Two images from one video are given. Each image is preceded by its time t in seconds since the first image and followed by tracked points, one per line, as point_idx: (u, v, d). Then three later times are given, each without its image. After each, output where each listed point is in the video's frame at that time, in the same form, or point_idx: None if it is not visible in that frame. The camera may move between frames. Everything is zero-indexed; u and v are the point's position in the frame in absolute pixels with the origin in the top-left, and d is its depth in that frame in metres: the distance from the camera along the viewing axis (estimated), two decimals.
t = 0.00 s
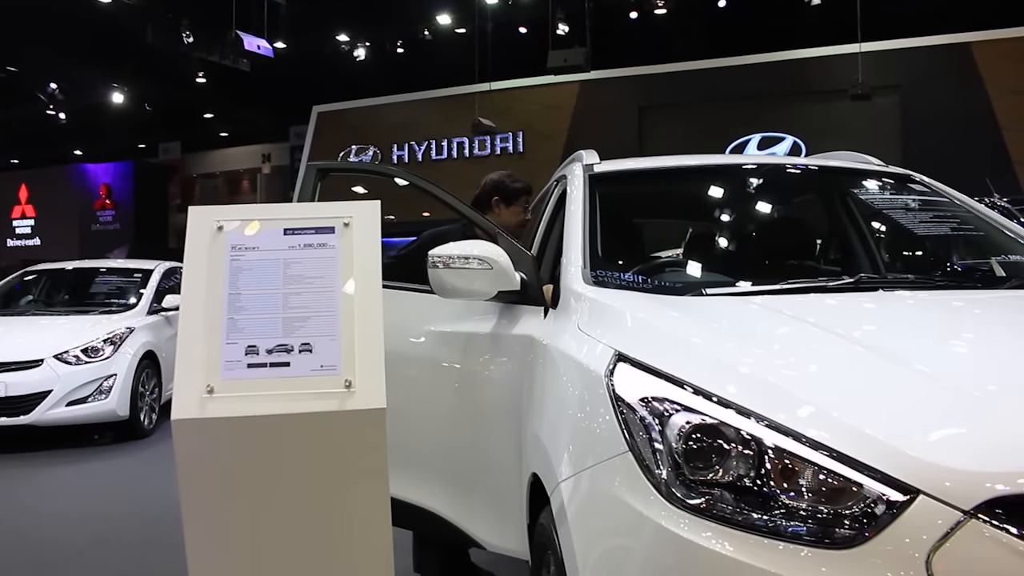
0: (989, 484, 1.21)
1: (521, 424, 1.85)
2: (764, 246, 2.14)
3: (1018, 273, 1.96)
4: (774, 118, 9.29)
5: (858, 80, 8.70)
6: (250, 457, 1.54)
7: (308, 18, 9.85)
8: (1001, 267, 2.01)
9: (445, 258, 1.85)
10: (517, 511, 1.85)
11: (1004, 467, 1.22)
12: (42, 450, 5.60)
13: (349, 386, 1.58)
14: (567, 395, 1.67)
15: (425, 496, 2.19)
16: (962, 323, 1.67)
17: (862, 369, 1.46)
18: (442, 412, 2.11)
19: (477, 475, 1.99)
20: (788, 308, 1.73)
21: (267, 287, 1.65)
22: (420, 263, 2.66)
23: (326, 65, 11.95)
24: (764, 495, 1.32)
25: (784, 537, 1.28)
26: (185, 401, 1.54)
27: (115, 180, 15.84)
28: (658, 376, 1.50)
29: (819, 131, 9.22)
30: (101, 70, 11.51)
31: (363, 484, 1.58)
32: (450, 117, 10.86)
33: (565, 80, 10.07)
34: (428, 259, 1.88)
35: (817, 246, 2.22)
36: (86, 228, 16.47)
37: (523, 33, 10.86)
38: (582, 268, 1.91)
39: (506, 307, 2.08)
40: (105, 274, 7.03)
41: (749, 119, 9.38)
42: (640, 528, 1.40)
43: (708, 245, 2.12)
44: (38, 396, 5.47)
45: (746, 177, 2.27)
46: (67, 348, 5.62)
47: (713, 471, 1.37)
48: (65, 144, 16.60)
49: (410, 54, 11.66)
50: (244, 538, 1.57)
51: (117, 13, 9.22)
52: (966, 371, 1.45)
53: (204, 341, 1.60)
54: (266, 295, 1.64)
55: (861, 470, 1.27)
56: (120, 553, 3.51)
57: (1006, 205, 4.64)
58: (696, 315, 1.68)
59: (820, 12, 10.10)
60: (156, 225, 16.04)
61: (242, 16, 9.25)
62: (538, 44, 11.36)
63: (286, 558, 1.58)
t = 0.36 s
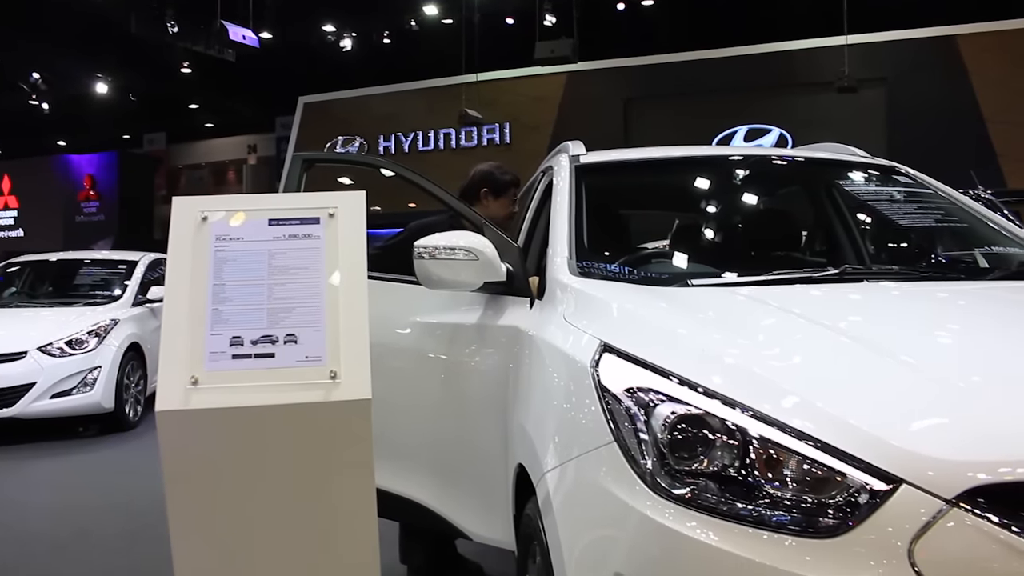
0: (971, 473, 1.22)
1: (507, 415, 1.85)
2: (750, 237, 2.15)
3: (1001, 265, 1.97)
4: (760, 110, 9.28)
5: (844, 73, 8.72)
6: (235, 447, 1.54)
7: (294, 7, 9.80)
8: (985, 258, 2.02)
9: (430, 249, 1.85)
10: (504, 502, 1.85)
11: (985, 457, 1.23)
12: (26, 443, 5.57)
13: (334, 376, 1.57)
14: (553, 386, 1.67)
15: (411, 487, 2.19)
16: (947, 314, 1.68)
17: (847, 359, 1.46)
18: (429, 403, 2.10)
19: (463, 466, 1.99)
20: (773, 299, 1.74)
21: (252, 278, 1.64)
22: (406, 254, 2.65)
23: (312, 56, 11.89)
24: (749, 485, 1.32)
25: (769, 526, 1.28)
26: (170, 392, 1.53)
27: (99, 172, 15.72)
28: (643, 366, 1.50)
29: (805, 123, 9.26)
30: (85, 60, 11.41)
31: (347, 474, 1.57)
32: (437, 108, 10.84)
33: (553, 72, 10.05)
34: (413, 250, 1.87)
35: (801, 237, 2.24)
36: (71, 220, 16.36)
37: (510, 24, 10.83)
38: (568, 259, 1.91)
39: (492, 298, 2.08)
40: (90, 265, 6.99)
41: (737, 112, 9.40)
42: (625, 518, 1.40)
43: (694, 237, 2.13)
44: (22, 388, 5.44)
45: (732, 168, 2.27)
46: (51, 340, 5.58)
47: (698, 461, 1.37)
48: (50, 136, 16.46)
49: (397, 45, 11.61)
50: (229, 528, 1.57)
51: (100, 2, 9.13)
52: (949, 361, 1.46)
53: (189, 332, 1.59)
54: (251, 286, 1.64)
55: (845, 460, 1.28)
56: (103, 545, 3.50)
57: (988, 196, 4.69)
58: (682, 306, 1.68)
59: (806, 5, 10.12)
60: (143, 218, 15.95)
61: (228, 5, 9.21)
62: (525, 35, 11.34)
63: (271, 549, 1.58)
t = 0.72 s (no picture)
0: (943, 462, 1.23)
1: (484, 406, 1.85)
2: (727, 230, 2.15)
3: (974, 256, 2.00)
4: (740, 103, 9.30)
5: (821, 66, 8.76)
6: (209, 440, 1.53)
7: None
8: (958, 251, 2.04)
9: (407, 240, 1.84)
10: (481, 493, 1.85)
11: (956, 446, 1.25)
12: None
13: (310, 367, 1.56)
14: (529, 377, 1.67)
15: (389, 479, 2.19)
16: (921, 306, 1.69)
17: (821, 350, 1.47)
18: (406, 395, 2.10)
19: (441, 457, 1.99)
20: (750, 291, 1.74)
21: (226, 270, 1.63)
22: (383, 246, 2.64)
23: (290, 46, 11.79)
24: (724, 475, 1.33)
25: (744, 516, 1.29)
26: (144, 384, 1.52)
27: (75, 164, 15.53)
28: (620, 357, 1.51)
29: (783, 116, 9.33)
30: (57, 50, 11.25)
31: (322, 465, 1.56)
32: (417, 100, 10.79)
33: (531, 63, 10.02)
34: (390, 241, 1.87)
35: (778, 229, 2.25)
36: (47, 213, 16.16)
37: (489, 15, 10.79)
38: (545, 250, 1.91)
39: (469, 290, 2.07)
40: (63, 257, 6.91)
41: (717, 106, 9.43)
42: (601, 508, 1.40)
43: (671, 229, 2.13)
44: None
45: (709, 160, 2.28)
46: (23, 332, 5.51)
47: (674, 451, 1.38)
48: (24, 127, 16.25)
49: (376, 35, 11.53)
50: (204, 522, 1.56)
51: None
52: (922, 352, 1.48)
53: (162, 323, 1.57)
54: (226, 277, 1.63)
55: (820, 450, 1.28)
56: (76, 539, 3.46)
57: (961, 189, 4.74)
58: (659, 297, 1.68)
59: None
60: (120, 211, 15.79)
61: None
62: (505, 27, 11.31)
63: (247, 541, 1.57)
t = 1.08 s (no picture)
0: (913, 448, 1.25)
1: (459, 395, 1.84)
2: (702, 219, 2.16)
3: (944, 246, 2.02)
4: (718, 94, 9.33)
5: (796, 56, 8.80)
6: (181, 430, 1.52)
7: None
8: (929, 240, 2.07)
9: (381, 229, 1.84)
10: (457, 482, 1.85)
11: (926, 432, 1.26)
12: None
13: (283, 356, 1.55)
14: (504, 365, 1.67)
15: (365, 469, 2.18)
16: (893, 294, 1.71)
17: (793, 338, 1.49)
18: (380, 384, 2.09)
19: (417, 446, 1.99)
20: (724, 279, 1.75)
21: (199, 258, 1.61)
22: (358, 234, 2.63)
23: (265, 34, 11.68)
24: (697, 462, 1.34)
25: (717, 503, 1.30)
26: (115, 374, 1.50)
27: (47, 153, 15.32)
28: (594, 345, 1.51)
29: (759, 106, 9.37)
30: (27, 37, 11.08)
31: (296, 455, 1.56)
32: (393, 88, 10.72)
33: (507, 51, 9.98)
34: (365, 230, 1.86)
35: (752, 219, 2.26)
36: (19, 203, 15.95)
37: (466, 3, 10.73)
38: (519, 239, 1.91)
39: (444, 278, 2.07)
40: (34, 247, 6.83)
41: (694, 96, 9.45)
42: (575, 496, 1.41)
43: (647, 218, 2.14)
44: None
45: (685, 149, 2.28)
46: None
47: (648, 438, 1.38)
48: None
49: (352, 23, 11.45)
50: (178, 512, 1.55)
51: None
52: (894, 340, 1.49)
53: (134, 312, 1.56)
54: (198, 266, 1.61)
55: (793, 438, 1.30)
56: (48, 531, 3.43)
57: (930, 177, 4.80)
58: (633, 286, 1.69)
59: None
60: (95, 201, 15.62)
61: None
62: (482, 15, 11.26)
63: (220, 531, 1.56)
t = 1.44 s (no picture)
0: (890, 431, 1.26)
1: (439, 380, 1.84)
2: (682, 204, 2.17)
3: (922, 230, 2.04)
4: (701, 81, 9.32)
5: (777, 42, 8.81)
6: (159, 415, 1.51)
7: None
8: (907, 224, 2.08)
9: (361, 213, 1.82)
10: (437, 467, 1.85)
11: (902, 414, 1.27)
12: None
13: (262, 341, 1.54)
14: (483, 350, 1.67)
15: (345, 454, 2.18)
16: (872, 279, 1.72)
17: (772, 321, 1.49)
18: (361, 369, 2.09)
19: (398, 431, 1.99)
20: (705, 264, 1.75)
21: (176, 242, 1.60)
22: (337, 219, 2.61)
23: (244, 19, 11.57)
24: (676, 445, 1.35)
25: (697, 485, 1.31)
26: (92, 360, 1.49)
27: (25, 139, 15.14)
28: (574, 329, 1.51)
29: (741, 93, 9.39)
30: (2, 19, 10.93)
31: (276, 440, 1.55)
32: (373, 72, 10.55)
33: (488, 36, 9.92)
34: (344, 214, 1.84)
35: (733, 204, 2.28)
36: None
37: None
38: (499, 223, 1.90)
39: (424, 263, 2.06)
40: (9, 232, 6.76)
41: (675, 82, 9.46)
42: (555, 480, 1.41)
43: (627, 203, 2.14)
44: None
45: (665, 135, 2.29)
46: None
47: (627, 422, 1.39)
48: None
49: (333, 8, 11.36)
50: (156, 498, 1.54)
51: None
52: (872, 323, 1.50)
53: (111, 297, 1.55)
54: (176, 251, 1.60)
55: (772, 421, 1.30)
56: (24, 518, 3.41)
57: (908, 163, 4.85)
58: (613, 270, 1.69)
59: None
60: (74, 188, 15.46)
61: None
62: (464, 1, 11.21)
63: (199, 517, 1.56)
